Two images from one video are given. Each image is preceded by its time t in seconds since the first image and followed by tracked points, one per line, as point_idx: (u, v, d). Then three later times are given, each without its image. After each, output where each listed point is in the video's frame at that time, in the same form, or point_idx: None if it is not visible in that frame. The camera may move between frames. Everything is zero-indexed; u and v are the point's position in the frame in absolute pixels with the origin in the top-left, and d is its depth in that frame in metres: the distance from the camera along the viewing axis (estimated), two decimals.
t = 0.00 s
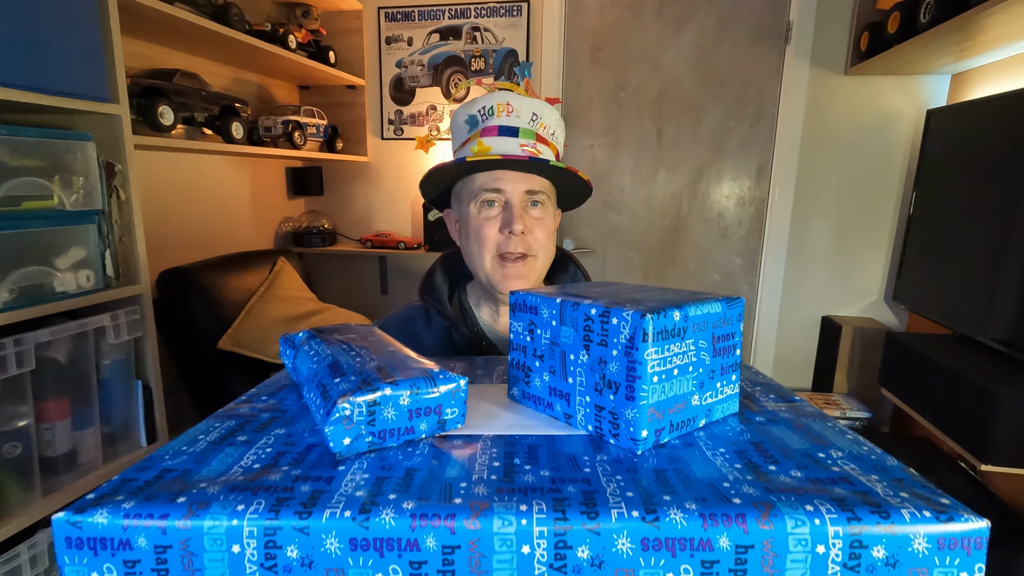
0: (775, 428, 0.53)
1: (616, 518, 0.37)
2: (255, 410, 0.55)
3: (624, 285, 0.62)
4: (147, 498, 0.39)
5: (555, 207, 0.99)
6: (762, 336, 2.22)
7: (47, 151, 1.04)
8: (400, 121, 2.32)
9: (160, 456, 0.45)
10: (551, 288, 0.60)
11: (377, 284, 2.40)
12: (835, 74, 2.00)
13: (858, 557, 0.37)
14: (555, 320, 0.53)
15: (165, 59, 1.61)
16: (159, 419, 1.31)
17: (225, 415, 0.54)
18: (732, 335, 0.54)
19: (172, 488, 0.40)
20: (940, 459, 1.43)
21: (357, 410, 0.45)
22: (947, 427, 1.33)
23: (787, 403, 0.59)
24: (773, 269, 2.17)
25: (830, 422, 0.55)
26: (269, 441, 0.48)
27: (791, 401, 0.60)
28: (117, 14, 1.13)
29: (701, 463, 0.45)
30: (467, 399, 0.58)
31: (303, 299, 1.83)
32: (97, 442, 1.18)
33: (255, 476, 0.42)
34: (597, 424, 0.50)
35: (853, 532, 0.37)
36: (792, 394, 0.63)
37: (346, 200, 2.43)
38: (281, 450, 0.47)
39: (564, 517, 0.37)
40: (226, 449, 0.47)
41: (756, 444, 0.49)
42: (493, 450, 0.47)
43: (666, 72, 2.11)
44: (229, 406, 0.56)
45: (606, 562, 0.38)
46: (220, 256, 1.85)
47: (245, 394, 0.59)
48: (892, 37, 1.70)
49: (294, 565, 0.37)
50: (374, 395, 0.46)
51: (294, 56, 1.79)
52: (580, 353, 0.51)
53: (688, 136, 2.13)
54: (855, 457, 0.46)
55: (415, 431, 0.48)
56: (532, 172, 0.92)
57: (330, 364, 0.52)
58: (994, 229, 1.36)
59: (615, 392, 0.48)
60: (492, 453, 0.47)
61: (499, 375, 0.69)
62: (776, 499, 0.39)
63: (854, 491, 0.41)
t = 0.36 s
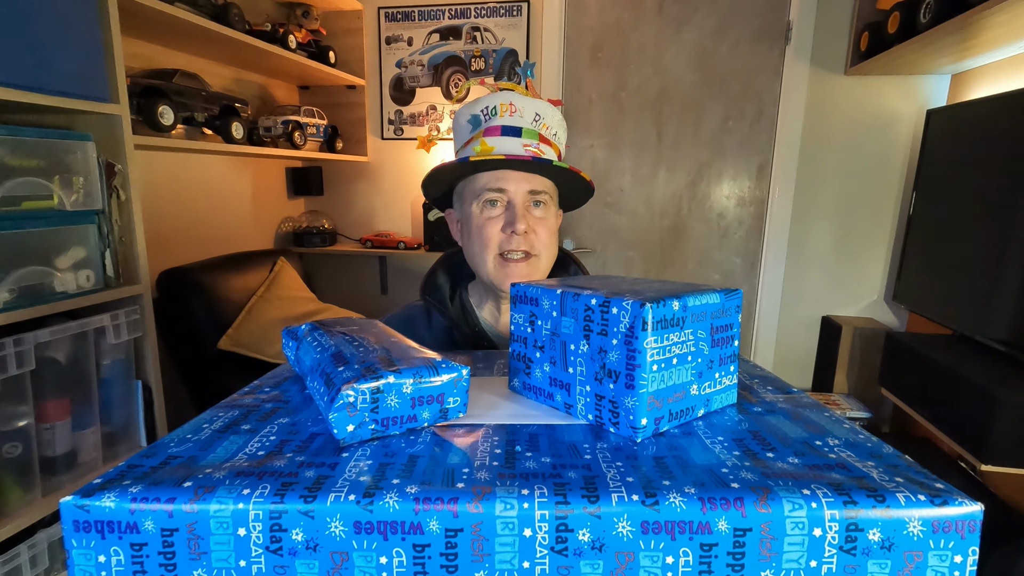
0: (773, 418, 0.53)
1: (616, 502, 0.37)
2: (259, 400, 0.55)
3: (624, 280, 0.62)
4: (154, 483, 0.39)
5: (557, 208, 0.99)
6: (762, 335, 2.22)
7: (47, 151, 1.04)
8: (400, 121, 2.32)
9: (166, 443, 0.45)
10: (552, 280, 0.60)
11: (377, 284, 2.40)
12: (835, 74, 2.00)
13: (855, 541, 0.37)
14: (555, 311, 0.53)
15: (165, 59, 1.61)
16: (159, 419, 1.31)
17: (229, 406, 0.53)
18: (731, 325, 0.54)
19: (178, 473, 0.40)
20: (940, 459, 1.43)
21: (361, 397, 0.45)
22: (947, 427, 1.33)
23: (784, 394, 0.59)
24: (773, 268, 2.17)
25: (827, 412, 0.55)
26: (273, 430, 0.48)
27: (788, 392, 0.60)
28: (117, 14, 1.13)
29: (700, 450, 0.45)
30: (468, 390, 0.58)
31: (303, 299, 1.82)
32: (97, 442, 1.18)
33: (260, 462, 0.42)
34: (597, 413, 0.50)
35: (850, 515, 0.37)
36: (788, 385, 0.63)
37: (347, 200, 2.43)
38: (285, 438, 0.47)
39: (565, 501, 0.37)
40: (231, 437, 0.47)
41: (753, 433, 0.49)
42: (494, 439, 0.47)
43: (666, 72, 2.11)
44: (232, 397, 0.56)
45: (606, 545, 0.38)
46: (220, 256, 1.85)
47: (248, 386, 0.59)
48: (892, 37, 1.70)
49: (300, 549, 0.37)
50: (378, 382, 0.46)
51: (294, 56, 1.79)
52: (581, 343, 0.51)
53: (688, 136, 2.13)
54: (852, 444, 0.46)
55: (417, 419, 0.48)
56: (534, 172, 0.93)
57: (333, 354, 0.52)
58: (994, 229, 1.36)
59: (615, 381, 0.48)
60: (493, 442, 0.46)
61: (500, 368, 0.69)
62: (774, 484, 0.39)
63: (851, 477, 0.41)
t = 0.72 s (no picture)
0: (783, 432, 0.53)
1: (623, 524, 0.37)
2: (259, 408, 0.55)
3: (630, 286, 0.62)
4: (150, 498, 0.39)
5: (556, 206, 0.99)
6: (762, 336, 2.22)
7: (47, 151, 1.04)
8: (400, 121, 2.32)
9: (164, 454, 0.45)
10: (555, 288, 0.60)
11: (377, 284, 2.40)
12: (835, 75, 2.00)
13: (868, 566, 0.37)
14: (561, 322, 0.53)
15: (165, 59, 1.61)
16: (159, 419, 1.31)
17: (229, 413, 0.54)
18: (740, 337, 0.54)
19: (175, 487, 0.40)
20: (941, 460, 1.43)
21: (363, 411, 0.45)
22: (947, 428, 1.33)
23: (794, 407, 0.59)
24: (774, 269, 2.17)
25: (838, 426, 0.55)
26: (273, 441, 0.48)
27: (798, 405, 0.60)
28: (117, 14, 1.13)
29: (708, 468, 0.45)
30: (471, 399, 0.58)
31: (303, 299, 1.83)
32: (97, 442, 1.18)
33: (258, 477, 0.42)
34: (603, 426, 0.50)
35: (863, 541, 0.37)
36: (799, 397, 0.63)
37: (346, 200, 2.43)
38: (285, 450, 0.47)
39: (569, 522, 0.37)
40: (231, 448, 0.47)
41: (763, 449, 0.49)
42: (498, 452, 0.47)
43: (666, 72, 2.10)
44: (233, 404, 0.56)
45: (611, 568, 0.38)
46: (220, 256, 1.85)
47: (249, 392, 0.59)
48: (892, 37, 1.70)
49: (298, 569, 0.37)
50: (380, 396, 0.45)
51: (294, 56, 1.80)
52: (587, 355, 0.51)
53: (688, 136, 2.13)
54: (865, 464, 0.46)
55: (420, 432, 0.48)
56: (532, 169, 0.92)
57: (336, 363, 0.52)
58: (994, 229, 1.36)
59: (622, 395, 0.48)
60: (497, 455, 0.47)
61: (503, 374, 0.69)
62: (785, 506, 0.39)
63: (864, 499, 0.41)
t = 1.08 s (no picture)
0: (780, 428, 0.53)
1: (618, 525, 0.37)
2: (250, 410, 0.55)
3: (626, 283, 0.62)
4: (136, 505, 0.39)
5: (554, 207, 0.99)
6: (762, 336, 2.22)
7: (47, 151, 1.05)
8: (400, 121, 2.32)
9: (152, 460, 0.45)
10: (551, 285, 0.60)
11: (377, 283, 2.40)
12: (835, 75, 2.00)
13: (868, 565, 0.37)
14: (555, 319, 0.53)
15: (165, 59, 1.61)
16: (159, 419, 1.31)
17: (220, 417, 0.54)
18: (736, 333, 0.54)
19: (162, 493, 0.40)
20: (941, 460, 1.43)
21: (353, 413, 0.45)
22: (947, 428, 1.32)
23: (792, 403, 0.59)
24: (773, 269, 2.17)
25: (836, 421, 0.55)
26: (263, 444, 0.48)
27: (796, 400, 0.60)
28: (117, 14, 1.13)
29: (704, 466, 0.45)
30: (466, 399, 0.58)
31: (303, 299, 1.83)
32: (97, 442, 1.18)
33: (248, 481, 0.42)
34: (598, 425, 0.50)
35: (862, 539, 0.37)
36: (796, 392, 0.63)
37: (346, 200, 2.43)
38: (276, 453, 0.47)
39: (563, 524, 0.37)
40: (220, 452, 0.47)
41: (760, 446, 0.49)
42: (491, 453, 0.47)
43: (666, 71, 2.10)
44: (223, 407, 0.56)
45: (606, 570, 0.38)
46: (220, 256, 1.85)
47: (241, 394, 0.59)
48: (892, 37, 1.70)
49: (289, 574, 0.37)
50: (371, 397, 0.46)
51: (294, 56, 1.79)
52: (581, 353, 0.51)
53: (688, 136, 2.13)
54: (864, 460, 0.46)
55: (413, 433, 0.48)
56: (530, 171, 0.93)
57: (326, 365, 0.52)
58: (994, 229, 1.36)
59: (617, 394, 0.48)
60: (490, 456, 0.47)
61: (499, 373, 0.69)
62: (782, 505, 0.39)
63: (862, 496, 0.41)
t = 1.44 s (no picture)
0: (781, 426, 0.53)
1: (622, 519, 0.37)
2: (254, 411, 0.55)
3: (627, 283, 0.62)
4: (143, 502, 0.39)
5: (548, 208, 0.98)
6: (762, 336, 2.22)
7: (47, 151, 1.04)
8: (400, 121, 2.32)
9: (157, 458, 0.45)
10: (551, 286, 0.60)
11: (377, 284, 2.40)
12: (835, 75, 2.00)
13: (869, 558, 0.37)
14: (557, 319, 0.53)
15: (165, 59, 1.61)
16: (159, 419, 1.31)
17: (224, 417, 0.53)
18: (737, 331, 0.54)
19: (169, 491, 0.40)
20: (941, 460, 1.43)
21: (358, 410, 0.45)
22: (948, 428, 1.32)
23: (792, 401, 0.59)
24: (774, 269, 2.17)
25: (836, 419, 0.55)
26: (268, 443, 0.48)
27: (796, 398, 0.60)
28: (117, 14, 1.13)
29: (707, 462, 0.45)
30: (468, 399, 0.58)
31: (303, 299, 1.83)
32: (96, 442, 1.18)
33: (253, 479, 0.42)
34: (600, 423, 0.50)
35: (864, 532, 0.37)
36: (797, 391, 0.63)
37: (346, 200, 2.43)
38: (280, 452, 0.47)
39: (568, 519, 0.37)
40: (225, 450, 0.47)
41: (762, 443, 0.49)
42: (495, 451, 0.47)
43: (666, 72, 2.11)
44: (227, 407, 0.56)
45: (611, 564, 0.38)
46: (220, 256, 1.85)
47: (244, 395, 0.59)
48: (892, 37, 1.71)
49: (295, 571, 0.37)
50: (375, 396, 0.45)
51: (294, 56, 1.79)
52: (583, 351, 0.51)
53: (688, 136, 2.13)
54: (864, 455, 0.46)
55: (417, 431, 0.48)
56: (523, 172, 0.93)
57: (331, 364, 0.52)
58: (994, 229, 1.36)
59: (619, 391, 0.48)
60: (494, 453, 0.46)
61: (500, 374, 0.69)
62: (784, 499, 0.39)
63: (864, 490, 0.41)
